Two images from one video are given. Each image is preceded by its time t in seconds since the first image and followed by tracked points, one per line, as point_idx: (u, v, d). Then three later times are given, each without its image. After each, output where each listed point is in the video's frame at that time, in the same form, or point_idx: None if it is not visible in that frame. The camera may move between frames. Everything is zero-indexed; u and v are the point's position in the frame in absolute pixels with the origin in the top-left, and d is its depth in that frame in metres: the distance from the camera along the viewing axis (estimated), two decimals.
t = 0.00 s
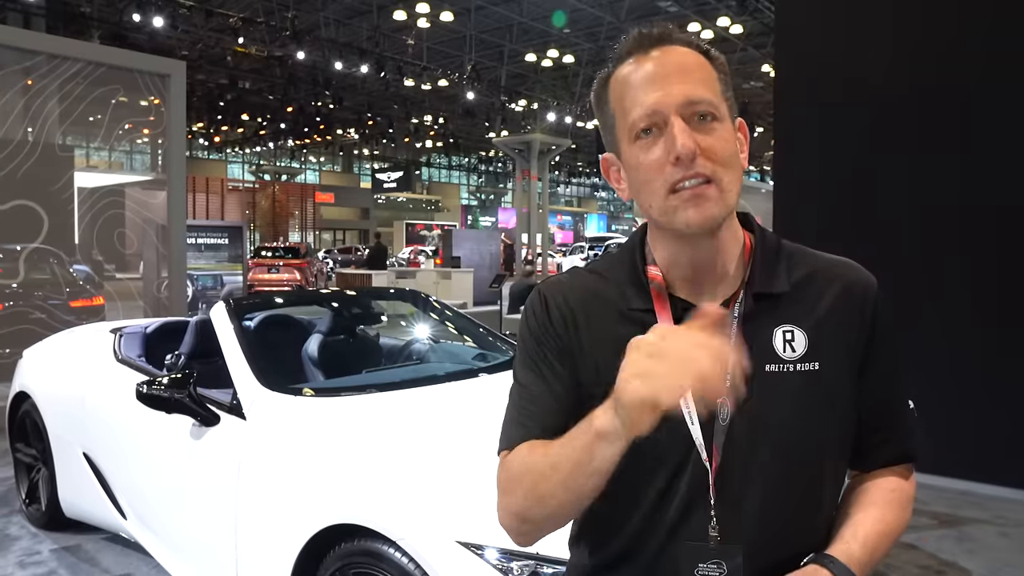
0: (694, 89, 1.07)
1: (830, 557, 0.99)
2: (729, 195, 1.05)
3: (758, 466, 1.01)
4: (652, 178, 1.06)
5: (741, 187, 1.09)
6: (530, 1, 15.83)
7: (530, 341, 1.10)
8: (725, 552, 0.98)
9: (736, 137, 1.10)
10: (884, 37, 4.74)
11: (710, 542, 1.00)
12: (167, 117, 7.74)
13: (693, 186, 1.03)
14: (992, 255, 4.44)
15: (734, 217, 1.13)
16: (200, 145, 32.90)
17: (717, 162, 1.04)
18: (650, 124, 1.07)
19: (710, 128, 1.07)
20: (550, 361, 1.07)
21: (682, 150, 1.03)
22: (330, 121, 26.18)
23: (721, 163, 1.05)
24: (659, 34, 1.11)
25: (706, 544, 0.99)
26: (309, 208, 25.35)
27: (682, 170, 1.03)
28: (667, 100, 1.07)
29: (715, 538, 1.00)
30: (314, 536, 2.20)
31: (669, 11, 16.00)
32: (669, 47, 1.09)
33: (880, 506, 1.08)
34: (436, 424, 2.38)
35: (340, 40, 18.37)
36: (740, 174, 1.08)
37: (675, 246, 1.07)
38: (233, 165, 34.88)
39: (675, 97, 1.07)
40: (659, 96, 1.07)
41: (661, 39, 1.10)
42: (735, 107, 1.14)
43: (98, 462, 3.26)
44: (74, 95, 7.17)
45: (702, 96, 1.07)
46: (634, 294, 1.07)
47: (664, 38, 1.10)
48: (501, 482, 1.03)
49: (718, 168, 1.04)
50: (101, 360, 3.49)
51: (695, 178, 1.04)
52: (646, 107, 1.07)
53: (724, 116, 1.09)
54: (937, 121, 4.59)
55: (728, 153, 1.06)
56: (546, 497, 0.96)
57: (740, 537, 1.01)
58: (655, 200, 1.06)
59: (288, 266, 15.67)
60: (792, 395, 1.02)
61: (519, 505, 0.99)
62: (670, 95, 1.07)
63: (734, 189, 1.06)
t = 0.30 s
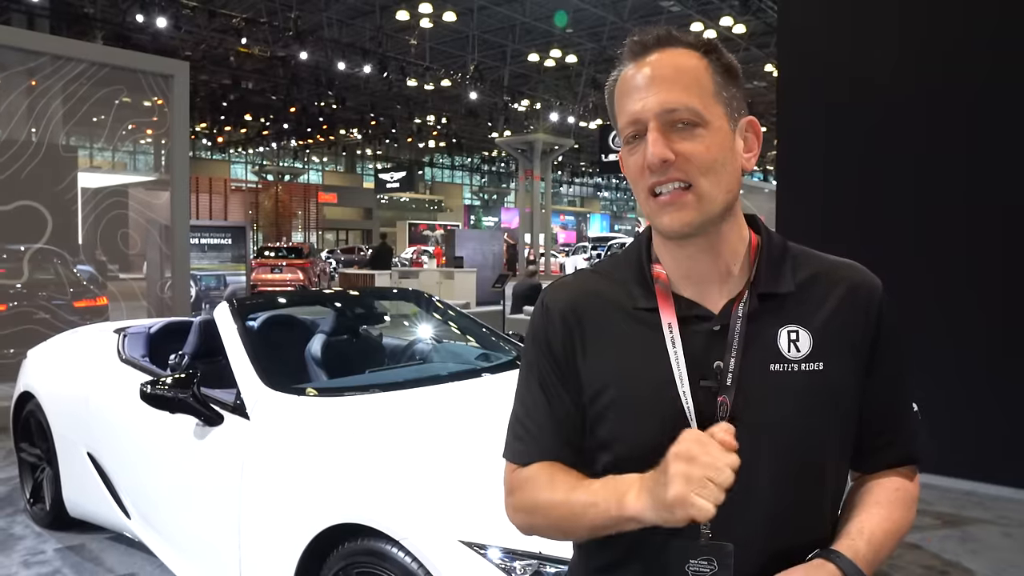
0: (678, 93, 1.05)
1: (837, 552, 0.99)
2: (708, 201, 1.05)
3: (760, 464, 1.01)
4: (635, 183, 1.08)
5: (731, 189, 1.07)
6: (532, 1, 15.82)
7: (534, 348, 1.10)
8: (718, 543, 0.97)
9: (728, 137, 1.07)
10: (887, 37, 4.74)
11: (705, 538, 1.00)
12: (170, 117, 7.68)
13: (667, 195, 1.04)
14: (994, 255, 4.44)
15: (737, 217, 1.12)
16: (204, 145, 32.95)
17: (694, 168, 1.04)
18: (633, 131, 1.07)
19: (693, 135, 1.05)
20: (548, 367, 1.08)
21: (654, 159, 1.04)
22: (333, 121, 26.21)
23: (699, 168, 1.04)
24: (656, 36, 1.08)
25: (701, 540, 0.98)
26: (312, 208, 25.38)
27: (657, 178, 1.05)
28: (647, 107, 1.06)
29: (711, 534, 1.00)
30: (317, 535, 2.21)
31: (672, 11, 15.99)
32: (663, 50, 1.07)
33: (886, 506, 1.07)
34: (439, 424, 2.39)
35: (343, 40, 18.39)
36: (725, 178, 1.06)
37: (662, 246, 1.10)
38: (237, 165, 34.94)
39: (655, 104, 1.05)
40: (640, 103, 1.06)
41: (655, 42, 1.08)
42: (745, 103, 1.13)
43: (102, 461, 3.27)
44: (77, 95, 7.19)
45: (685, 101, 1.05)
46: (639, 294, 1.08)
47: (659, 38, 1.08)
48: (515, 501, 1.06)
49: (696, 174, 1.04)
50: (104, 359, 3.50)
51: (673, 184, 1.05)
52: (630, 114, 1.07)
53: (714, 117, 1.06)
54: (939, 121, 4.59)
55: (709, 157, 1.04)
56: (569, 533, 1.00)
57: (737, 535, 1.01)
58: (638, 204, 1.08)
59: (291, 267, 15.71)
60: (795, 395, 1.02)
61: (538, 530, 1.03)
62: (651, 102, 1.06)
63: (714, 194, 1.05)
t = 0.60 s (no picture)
0: (678, 96, 1.05)
1: (836, 552, 0.99)
2: (709, 202, 1.05)
3: (761, 463, 1.01)
4: (636, 186, 1.09)
5: (732, 189, 1.07)
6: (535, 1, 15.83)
7: (537, 347, 1.11)
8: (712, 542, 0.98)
9: (729, 140, 1.07)
10: (891, 37, 4.73)
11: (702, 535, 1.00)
12: (174, 117, 7.74)
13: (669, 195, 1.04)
14: (1000, 255, 4.43)
15: (739, 218, 1.13)
16: (207, 145, 32.99)
17: (696, 170, 1.04)
18: (635, 134, 1.08)
19: (694, 137, 1.05)
20: (551, 364, 1.09)
21: (656, 161, 1.04)
22: (335, 121, 26.24)
23: (700, 170, 1.04)
24: (656, 41, 1.09)
25: (697, 538, 0.99)
26: (314, 208, 25.42)
27: (659, 180, 1.05)
28: (648, 110, 1.06)
29: (708, 533, 1.01)
30: (320, 535, 2.21)
31: (675, 11, 16.00)
32: (664, 54, 1.08)
33: (887, 507, 1.07)
34: (441, 424, 2.39)
35: (345, 40, 18.42)
36: (725, 180, 1.06)
37: (667, 250, 1.10)
38: (239, 165, 35.01)
39: (656, 108, 1.05)
40: (641, 106, 1.07)
41: (655, 47, 1.08)
42: (745, 104, 1.13)
43: (105, 460, 3.28)
44: (81, 95, 7.20)
45: (686, 105, 1.05)
46: (640, 293, 1.08)
47: (659, 42, 1.08)
48: (513, 490, 1.07)
49: (698, 175, 1.04)
50: (108, 359, 3.51)
51: (675, 185, 1.05)
52: (631, 117, 1.07)
53: (715, 120, 1.06)
54: (946, 121, 4.58)
55: (710, 159, 1.04)
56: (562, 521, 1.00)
57: (735, 533, 1.01)
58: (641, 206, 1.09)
59: (294, 267, 15.75)
60: (795, 396, 1.02)
61: (535, 525, 1.04)
62: (653, 105, 1.06)
63: (716, 195, 1.05)
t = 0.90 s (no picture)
0: (679, 101, 1.05)
1: (836, 545, 1.00)
2: (709, 205, 1.04)
3: (761, 460, 1.02)
4: (636, 190, 1.08)
5: (731, 192, 1.06)
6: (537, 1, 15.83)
7: (543, 330, 1.14)
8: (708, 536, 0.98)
9: (730, 144, 1.06)
10: (893, 37, 4.73)
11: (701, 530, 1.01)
12: (177, 117, 7.77)
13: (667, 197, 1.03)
14: (1003, 255, 4.41)
15: (739, 217, 1.12)
16: (210, 146, 33.03)
17: (696, 174, 1.03)
18: (636, 135, 1.07)
19: (694, 141, 1.04)
20: (558, 347, 1.11)
21: (655, 163, 1.03)
22: (339, 121, 26.27)
23: (701, 172, 1.03)
24: (658, 44, 1.09)
25: (694, 531, 0.99)
26: (317, 207, 25.44)
27: (658, 182, 1.04)
28: (649, 114, 1.06)
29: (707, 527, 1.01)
30: (323, 535, 2.21)
31: (677, 11, 15.99)
32: (666, 59, 1.08)
33: (888, 503, 1.07)
34: (444, 423, 2.40)
35: (348, 40, 18.43)
36: (725, 183, 1.05)
37: (666, 250, 1.09)
38: (242, 165, 35.05)
39: (658, 112, 1.05)
40: (643, 109, 1.06)
41: (658, 50, 1.08)
42: (747, 107, 1.14)
43: (109, 460, 3.29)
44: (85, 96, 7.22)
45: (687, 108, 1.05)
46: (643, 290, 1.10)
47: (661, 45, 1.08)
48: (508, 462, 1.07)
49: (698, 178, 1.03)
50: (112, 359, 3.52)
51: (674, 188, 1.03)
52: (632, 120, 1.07)
53: (715, 124, 1.05)
54: (947, 121, 4.57)
55: (710, 162, 1.03)
56: (545, 465, 1.00)
57: (733, 527, 1.02)
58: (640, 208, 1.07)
59: (297, 267, 15.76)
60: (796, 394, 1.03)
61: (538, 489, 1.02)
62: (654, 108, 1.05)
63: (716, 198, 1.04)
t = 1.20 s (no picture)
0: (682, 121, 1.04)
1: (835, 542, 1.00)
2: (713, 227, 1.05)
3: (760, 462, 1.02)
4: (639, 209, 1.08)
5: (733, 210, 1.07)
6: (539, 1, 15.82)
7: (548, 324, 1.14)
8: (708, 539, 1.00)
9: (732, 162, 1.07)
10: (894, 37, 4.72)
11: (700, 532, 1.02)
12: (179, 117, 7.79)
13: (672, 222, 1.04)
14: (1004, 255, 4.40)
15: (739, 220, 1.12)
16: (212, 146, 33.05)
17: (701, 197, 1.04)
18: (639, 154, 1.07)
19: (699, 163, 1.04)
20: (563, 344, 1.12)
21: (661, 191, 1.03)
22: (340, 121, 26.28)
23: (704, 196, 1.04)
24: (658, 55, 1.07)
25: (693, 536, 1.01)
26: (319, 207, 25.45)
27: (664, 208, 1.04)
28: (653, 136, 1.05)
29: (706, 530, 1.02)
30: (324, 536, 2.22)
31: (679, 10, 15.98)
32: (667, 72, 1.06)
33: (888, 502, 1.07)
34: (445, 423, 2.40)
35: (350, 40, 18.43)
36: (728, 203, 1.06)
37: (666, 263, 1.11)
38: (244, 165, 35.08)
39: (661, 133, 1.04)
40: (645, 129, 1.06)
41: (658, 62, 1.06)
42: (747, 115, 1.12)
43: (112, 460, 3.29)
44: (87, 97, 7.24)
45: (691, 129, 1.04)
46: (645, 291, 1.10)
47: (662, 57, 1.06)
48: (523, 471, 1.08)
49: (702, 203, 1.04)
50: (115, 359, 3.53)
51: (679, 213, 1.04)
52: (634, 139, 1.06)
53: (718, 143, 1.05)
54: (947, 121, 4.57)
55: (714, 186, 1.04)
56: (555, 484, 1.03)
57: (734, 530, 1.02)
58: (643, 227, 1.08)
59: (299, 267, 15.80)
60: (794, 395, 1.03)
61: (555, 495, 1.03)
62: (656, 130, 1.05)
63: (719, 219, 1.05)
